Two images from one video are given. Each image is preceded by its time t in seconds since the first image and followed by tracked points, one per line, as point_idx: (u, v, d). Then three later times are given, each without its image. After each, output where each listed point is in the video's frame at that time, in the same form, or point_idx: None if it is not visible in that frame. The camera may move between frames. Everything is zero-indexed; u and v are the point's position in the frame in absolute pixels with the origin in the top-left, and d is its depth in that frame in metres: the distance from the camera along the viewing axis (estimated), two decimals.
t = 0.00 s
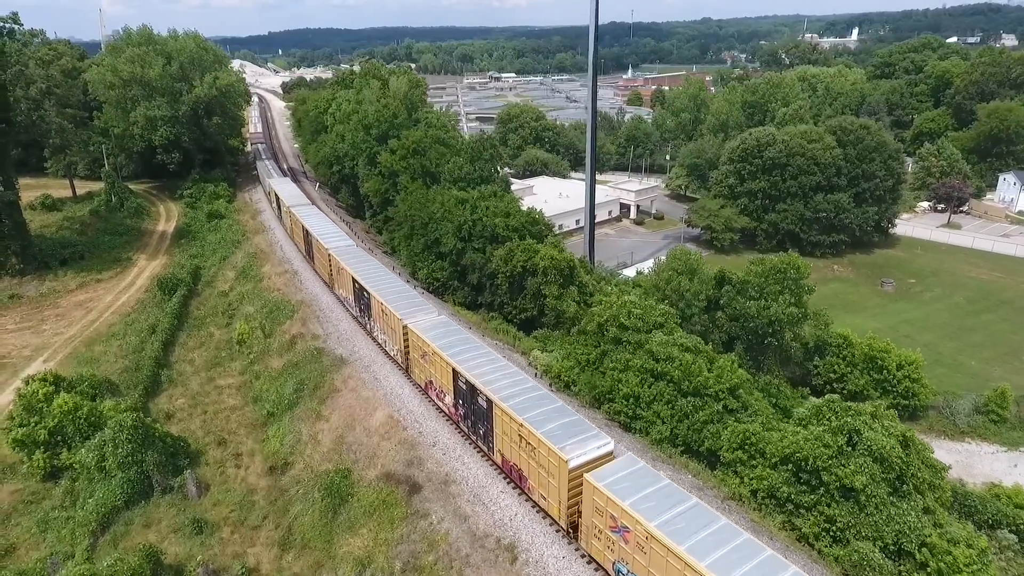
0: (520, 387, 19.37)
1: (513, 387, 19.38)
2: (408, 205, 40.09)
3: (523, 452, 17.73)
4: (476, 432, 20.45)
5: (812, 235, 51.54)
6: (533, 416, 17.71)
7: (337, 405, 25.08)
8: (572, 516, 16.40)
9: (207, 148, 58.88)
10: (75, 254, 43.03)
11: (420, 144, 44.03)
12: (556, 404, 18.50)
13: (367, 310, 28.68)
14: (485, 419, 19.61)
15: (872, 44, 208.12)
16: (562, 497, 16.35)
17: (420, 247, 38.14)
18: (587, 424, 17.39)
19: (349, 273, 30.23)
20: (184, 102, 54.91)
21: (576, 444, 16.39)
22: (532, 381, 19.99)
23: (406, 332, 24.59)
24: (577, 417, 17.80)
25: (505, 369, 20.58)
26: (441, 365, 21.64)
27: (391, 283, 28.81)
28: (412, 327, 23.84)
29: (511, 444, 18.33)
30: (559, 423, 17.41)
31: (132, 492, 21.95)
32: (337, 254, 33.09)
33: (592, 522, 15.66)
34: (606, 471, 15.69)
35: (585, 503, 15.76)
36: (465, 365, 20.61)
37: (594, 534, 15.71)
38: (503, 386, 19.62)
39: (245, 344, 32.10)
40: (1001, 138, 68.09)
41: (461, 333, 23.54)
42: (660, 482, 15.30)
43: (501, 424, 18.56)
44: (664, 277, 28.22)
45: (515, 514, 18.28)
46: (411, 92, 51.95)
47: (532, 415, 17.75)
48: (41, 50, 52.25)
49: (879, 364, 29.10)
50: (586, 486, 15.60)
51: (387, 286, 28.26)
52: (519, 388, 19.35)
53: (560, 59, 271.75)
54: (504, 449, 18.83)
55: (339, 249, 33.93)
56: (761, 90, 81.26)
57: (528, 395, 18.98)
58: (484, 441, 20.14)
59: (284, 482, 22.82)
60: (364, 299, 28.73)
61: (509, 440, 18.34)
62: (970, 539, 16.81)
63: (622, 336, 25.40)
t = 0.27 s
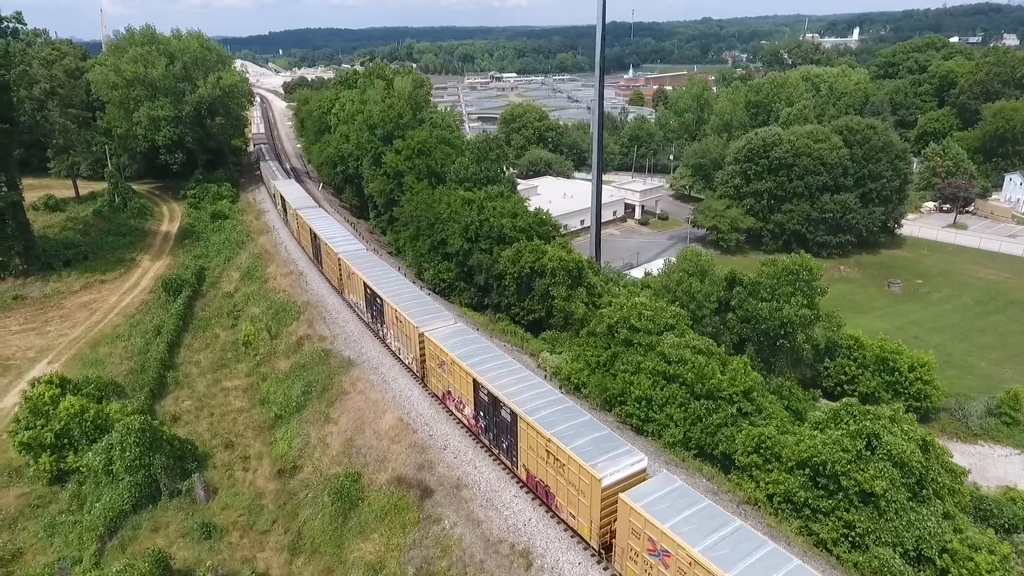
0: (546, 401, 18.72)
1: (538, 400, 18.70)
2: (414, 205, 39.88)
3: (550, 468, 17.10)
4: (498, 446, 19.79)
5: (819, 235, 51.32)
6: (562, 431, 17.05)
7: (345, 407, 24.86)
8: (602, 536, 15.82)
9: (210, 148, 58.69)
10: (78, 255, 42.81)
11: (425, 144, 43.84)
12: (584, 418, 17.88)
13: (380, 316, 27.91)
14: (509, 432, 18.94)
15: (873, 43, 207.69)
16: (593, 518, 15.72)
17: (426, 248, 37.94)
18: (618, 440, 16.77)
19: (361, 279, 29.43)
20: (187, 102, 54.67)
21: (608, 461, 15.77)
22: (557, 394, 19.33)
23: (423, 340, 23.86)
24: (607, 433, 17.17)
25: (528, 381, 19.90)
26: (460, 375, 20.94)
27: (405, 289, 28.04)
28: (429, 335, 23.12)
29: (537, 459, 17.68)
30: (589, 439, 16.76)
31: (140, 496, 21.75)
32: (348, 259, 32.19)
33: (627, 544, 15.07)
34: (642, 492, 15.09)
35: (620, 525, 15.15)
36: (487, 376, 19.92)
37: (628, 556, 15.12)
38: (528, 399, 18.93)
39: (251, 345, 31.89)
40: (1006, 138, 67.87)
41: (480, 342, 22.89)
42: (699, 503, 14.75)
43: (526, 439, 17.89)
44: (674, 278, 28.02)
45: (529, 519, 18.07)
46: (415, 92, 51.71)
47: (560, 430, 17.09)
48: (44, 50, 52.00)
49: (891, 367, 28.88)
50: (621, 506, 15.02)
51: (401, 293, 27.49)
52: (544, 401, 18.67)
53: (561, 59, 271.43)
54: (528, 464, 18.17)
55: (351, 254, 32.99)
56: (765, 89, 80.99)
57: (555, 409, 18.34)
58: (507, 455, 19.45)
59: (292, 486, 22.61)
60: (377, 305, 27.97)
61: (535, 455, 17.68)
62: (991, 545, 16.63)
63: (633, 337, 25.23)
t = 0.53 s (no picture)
0: (573, 414, 17.89)
1: (565, 414, 17.86)
2: (419, 206, 39.64)
3: (581, 486, 16.33)
4: (522, 461, 18.98)
5: (824, 236, 51.11)
6: (593, 447, 16.25)
7: (354, 411, 24.63)
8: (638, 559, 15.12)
9: (212, 148, 58.46)
10: (81, 256, 42.56)
11: (430, 144, 43.61)
12: (615, 433, 17.08)
13: (392, 323, 27.01)
14: (535, 447, 18.12)
15: (874, 43, 207.51)
16: (629, 540, 14.93)
17: (432, 249, 37.72)
18: (652, 457, 16.00)
19: (372, 284, 28.52)
20: (190, 102, 54.42)
21: (644, 480, 15.01)
22: (584, 406, 18.51)
23: (439, 349, 22.99)
24: (640, 448, 16.38)
25: (553, 392, 19.06)
26: (481, 386, 20.09)
27: (418, 295, 27.14)
28: (446, 344, 22.25)
29: (566, 476, 16.90)
30: (621, 455, 15.97)
31: (147, 500, 21.50)
32: (359, 265, 31.10)
33: (666, 568, 14.42)
34: (683, 514, 14.43)
35: (658, 547, 14.50)
36: (509, 388, 19.07)
37: None
38: (554, 412, 18.10)
39: (257, 347, 31.64)
40: (1011, 138, 67.69)
41: (500, 349, 22.07)
42: (743, 526, 14.09)
43: (553, 455, 17.13)
44: (685, 280, 27.79)
45: (544, 524, 17.83)
46: (419, 92, 51.46)
47: (591, 446, 16.28)
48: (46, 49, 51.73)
49: (902, 368, 28.65)
50: (660, 528, 14.37)
51: (415, 299, 26.55)
52: (571, 414, 17.83)
53: (562, 59, 271.26)
54: (556, 481, 17.36)
55: (361, 260, 31.92)
56: (768, 89, 80.80)
57: (584, 422, 17.51)
58: (531, 471, 18.66)
59: (301, 490, 22.36)
60: (389, 312, 27.06)
61: (563, 472, 16.89)
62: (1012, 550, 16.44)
63: (644, 339, 24.99)
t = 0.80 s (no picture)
0: (600, 430, 17.26)
1: (592, 429, 17.26)
2: (421, 207, 39.37)
3: (610, 506, 15.73)
4: (544, 476, 18.39)
5: (825, 236, 51.11)
6: (624, 466, 15.63)
7: (358, 414, 24.36)
8: None
9: (209, 149, 58.02)
10: (78, 258, 42.10)
11: (431, 145, 43.34)
12: (646, 450, 16.46)
13: (402, 331, 26.28)
14: (559, 462, 17.52)
15: (869, 44, 208.13)
16: (664, 563, 14.34)
17: (433, 250, 37.54)
18: (686, 475, 15.39)
19: (381, 291, 27.72)
20: (187, 102, 53.97)
21: (680, 500, 14.44)
22: (609, 420, 17.92)
23: (454, 358, 22.33)
24: (673, 466, 15.77)
25: (577, 405, 18.46)
26: (500, 399, 19.45)
27: (429, 302, 26.41)
28: (462, 353, 21.61)
29: (593, 493, 16.32)
30: (653, 473, 15.41)
31: (150, 507, 21.17)
32: (366, 270, 30.31)
33: None
34: (726, 538, 13.93)
35: (698, 572, 14.00)
36: (531, 401, 18.45)
37: None
38: (579, 427, 17.50)
39: (258, 351, 31.32)
40: (1009, 137, 67.88)
41: (518, 360, 21.41)
42: (789, 549, 13.58)
43: (580, 472, 16.52)
44: (691, 281, 27.62)
45: (555, 529, 17.61)
46: (419, 92, 51.17)
47: (620, 463, 15.71)
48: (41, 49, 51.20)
49: (908, 369, 28.47)
50: (701, 552, 13.88)
51: (425, 306, 25.82)
52: (597, 429, 17.24)
53: (557, 58, 271.21)
54: (582, 498, 16.77)
55: (366, 266, 31.12)
56: (766, 89, 80.83)
57: (613, 438, 16.87)
58: (554, 487, 18.07)
59: (306, 495, 22.07)
60: (399, 319, 26.33)
61: (591, 490, 16.31)
62: None
63: (651, 341, 24.81)
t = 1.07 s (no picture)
0: (627, 446, 16.60)
1: (618, 445, 16.61)
2: (418, 208, 39.04)
3: (640, 526, 15.10)
4: (565, 493, 17.70)
5: (821, 235, 51.25)
6: (656, 485, 15.01)
7: (360, 419, 24.06)
8: None
9: (201, 150, 57.36)
10: (69, 261, 41.40)
11: (427, 146, 43.01)
12: (675, 466, 15.86)
13: (410, 340, 25.47)
14: (582, 480, 16.85)
15: (857, 43, 209.80)
16: None
17: (431, 252, 37.29)
18: (721, 494, 14.81)
19: (387, 298, 26.87)
20: (179, 103, 53.27)
21: (718, 521, 13.86)
22: (634, 434, 17.29)
23: (466, 369, 21.60)
24: (705, 484, 15.18)
25: (599, 419, 17.81)
26: (518, 413, 18.75)
27: (437, 310, 25.62)
28: (475, 364, 20.90)
29: (621, 513, 15.68)
30: (687, 492, 14.81)
31: (148, 516, 20.73)
32: (370, 277, 29.42)
33: None
34: (772, 564, 13.38)
35: None
36: (553, 416, 17.75)
37: None
38: (604, 442, 16.86)
39: (255, 354, 30.89)
40: (1000, 137, 68.42)
41: (534, 371, 20.73)
42: None
43: (607, 490, 15.88)
44: (694, 282, 27.49)
45: (565, 535, 17.40)
46: (414, 92, 50.81)
47: (651, 482, 15.10)
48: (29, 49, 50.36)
49: (909, 368, 28.51)
50: None
51: (434, 314, 25.03)
52: (623, 445, 16.61)
53: (549, 58, 271.21)
54: (607, 517, 16.13)
55: (370, 272, 30.23)
56: (759, 89, 81.05)
57: (640, 454, 16.24)
58: (577, 505, 17.39)
59: (307, 502, 21.71)
60: (406, 328, 25.52)
61: (618, 509, 15.68)
62: None
63: (655, 343, 24.66)
